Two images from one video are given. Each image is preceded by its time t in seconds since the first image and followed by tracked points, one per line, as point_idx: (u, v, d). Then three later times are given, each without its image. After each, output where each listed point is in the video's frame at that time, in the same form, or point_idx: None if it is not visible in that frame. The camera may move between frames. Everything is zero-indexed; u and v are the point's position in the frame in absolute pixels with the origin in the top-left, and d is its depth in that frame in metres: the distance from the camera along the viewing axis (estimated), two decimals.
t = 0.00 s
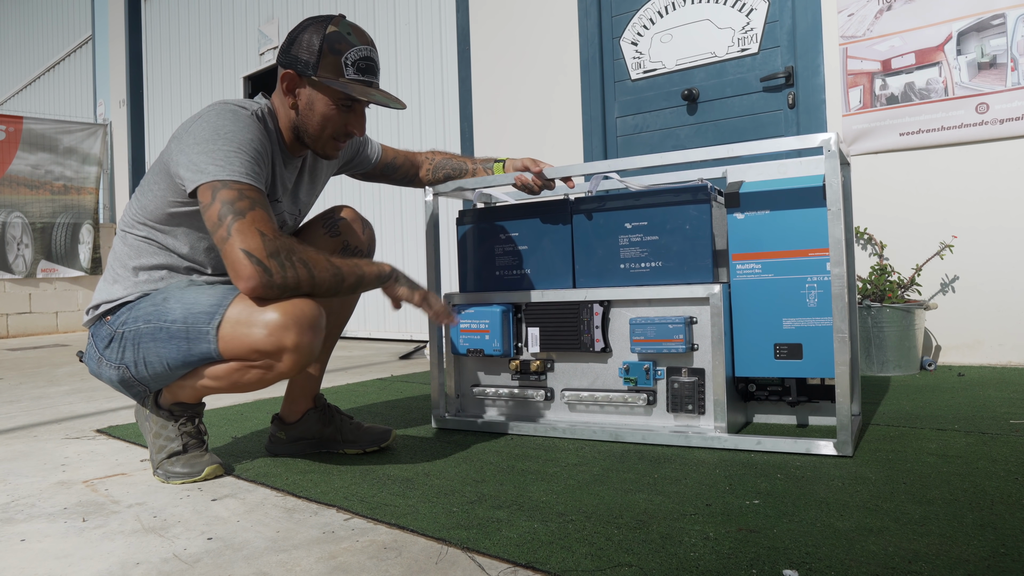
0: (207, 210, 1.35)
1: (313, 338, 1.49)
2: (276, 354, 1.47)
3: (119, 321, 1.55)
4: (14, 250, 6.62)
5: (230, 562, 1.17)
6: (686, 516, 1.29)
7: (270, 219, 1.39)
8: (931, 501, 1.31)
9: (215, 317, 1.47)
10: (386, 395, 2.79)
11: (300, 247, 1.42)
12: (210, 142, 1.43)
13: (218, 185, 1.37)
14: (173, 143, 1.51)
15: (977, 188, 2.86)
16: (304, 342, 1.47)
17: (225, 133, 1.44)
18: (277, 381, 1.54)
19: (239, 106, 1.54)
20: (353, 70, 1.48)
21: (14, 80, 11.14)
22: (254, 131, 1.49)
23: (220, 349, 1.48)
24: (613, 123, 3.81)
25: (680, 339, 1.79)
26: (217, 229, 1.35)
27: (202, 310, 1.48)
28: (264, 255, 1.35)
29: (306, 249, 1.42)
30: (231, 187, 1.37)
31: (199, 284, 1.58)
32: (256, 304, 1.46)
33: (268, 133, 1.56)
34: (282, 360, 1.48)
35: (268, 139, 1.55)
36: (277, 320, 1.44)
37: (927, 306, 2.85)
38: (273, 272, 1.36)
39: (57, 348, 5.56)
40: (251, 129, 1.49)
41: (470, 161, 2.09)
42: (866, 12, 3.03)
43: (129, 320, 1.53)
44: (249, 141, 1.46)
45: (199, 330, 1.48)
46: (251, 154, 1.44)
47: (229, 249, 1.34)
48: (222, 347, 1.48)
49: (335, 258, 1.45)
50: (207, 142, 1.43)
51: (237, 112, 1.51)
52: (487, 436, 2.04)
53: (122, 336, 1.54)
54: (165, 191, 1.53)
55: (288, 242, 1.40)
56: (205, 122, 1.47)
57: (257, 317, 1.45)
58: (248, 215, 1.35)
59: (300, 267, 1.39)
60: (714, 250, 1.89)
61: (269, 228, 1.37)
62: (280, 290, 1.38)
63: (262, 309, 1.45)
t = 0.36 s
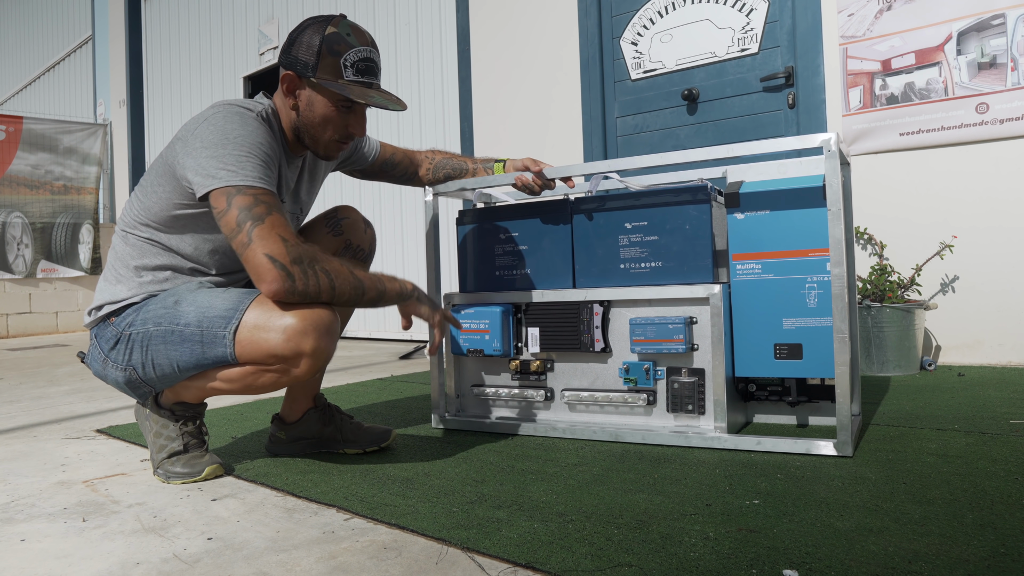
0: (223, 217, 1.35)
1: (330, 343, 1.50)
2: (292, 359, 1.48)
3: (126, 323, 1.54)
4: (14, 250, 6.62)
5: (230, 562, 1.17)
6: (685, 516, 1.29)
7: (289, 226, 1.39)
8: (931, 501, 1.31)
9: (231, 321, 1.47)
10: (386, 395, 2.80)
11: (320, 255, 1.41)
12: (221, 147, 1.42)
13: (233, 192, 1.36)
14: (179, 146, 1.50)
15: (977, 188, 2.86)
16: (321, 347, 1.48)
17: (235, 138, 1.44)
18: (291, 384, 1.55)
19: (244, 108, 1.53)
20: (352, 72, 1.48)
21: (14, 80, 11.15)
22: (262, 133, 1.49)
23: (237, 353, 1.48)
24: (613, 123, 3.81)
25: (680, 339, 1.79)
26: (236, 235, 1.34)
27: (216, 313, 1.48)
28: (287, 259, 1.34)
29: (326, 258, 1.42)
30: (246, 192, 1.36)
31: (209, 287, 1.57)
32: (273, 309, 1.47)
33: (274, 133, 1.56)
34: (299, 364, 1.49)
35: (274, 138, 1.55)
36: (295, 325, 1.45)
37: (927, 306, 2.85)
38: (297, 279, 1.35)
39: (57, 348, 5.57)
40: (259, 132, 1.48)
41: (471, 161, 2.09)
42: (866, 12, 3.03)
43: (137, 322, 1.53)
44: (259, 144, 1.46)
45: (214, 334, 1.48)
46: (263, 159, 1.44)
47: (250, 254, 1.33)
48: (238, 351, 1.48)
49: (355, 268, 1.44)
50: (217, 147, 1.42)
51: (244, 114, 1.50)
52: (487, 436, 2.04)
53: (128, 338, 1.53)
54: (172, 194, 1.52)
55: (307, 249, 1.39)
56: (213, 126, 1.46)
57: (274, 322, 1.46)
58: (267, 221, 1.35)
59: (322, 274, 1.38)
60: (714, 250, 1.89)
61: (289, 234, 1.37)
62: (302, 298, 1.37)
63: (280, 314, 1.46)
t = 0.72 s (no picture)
0: (295, 219, 1.34)
1: (323, 342, 1.52)
2: (286, 360, 1.49)
3: (119, 326, 1.54)
4: (14, 250, 6.63)
5: (231, 562, 1.17)
6: (685, 516, 1.29)
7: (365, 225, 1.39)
8: (931, 501, 1.31)
9: (224, 323, 1.47)
10: (386, 395, 2.80)
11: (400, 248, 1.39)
12: (265, 151, 1.41)
13: (297, 195, 1.37)
14: (206, 148, 1.47)
15: (977, 188, 2.86)
16: (314, 347, 1.50)
17: (274, 140, 1.42)
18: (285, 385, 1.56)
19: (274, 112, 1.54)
20: (355, 73, 1.48)
21: (14, 80, 11.15)
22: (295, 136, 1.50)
23: (230, 355, 1.49)
24: (613, 123, 3.81)
25: (680, 339, 1.79)
26: (317, 233, 1.34)
27: (208, 315, 1.48)
28: (377, 249, 1.35)
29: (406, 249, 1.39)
30: (310, 194, 1.37)
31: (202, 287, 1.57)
32: (266, 309, 1.48)
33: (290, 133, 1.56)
34: (293, 365, 1.50)
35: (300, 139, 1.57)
36: (287, 325, 1.47)
37: (927, 306, 2.85)
38: (379, 267, 1.33)
39: (58, 348, 5.57)
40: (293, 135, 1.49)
41: (470, 161, 2.09)
42: (866, 12, 3.03)
43: (130, 324, 1.53)
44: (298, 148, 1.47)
45: (206, 336, 1.48)
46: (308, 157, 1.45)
47: (337, 248, 1.34)
48: (232, 352, 1.49)
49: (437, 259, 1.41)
50: (261, 150, 1.41)
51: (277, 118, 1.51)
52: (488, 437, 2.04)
53: (122, 341, 1.53)
54: (193, 197, 1.50)
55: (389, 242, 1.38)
56: (246, 129, 1.44)
57: (266, 322, 1.47)
58: (343, 217, 1.37)
59: (414, 265, 1.36)
60: (714, 250, 1.89)
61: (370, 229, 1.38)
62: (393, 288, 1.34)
63: (272, 314, 1.48)
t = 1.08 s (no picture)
0: (259, 204, 1.30)
1: (337, 345, 1.52)
2: (300, 362, 1.49)
3: (128, 324, 1.54)
4: (14, 250, 6.63)
5: (231, 562, 1.17)
6: (685, 516, 1.29)
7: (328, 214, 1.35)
8: (931, 501, 1.31)
9: (238, 324, 1.48)
10: (386, 395, 2.80)
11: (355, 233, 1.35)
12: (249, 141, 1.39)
13: (269, 180, 1.33)
14: (200, 142, 1.48)
15: (977, 188, 2.86)
16: (329, 350, 1.50)
17: (264, 133, 1.41)
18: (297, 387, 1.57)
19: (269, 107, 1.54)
20: (347, 60, 1.46)
21: (14, 80, 11.15)
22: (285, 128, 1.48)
23: (244, 356, 1.49)
24: (613, 123, 3.81)
25: (680, 339, 1.79)
26: (274, 221, 1.29)
27: (222, 315, 1.48)
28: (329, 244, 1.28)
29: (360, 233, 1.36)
30: (282, 181, 1.33)
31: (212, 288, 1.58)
32: (281, 311, 1.48)
33: (287, 128, 1.55)
34: (307, 367, 1.51)
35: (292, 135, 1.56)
36: (303, 327, 1.47)
37: (927, 306, 2.85)
38: (336, 253, 1.27)
39: (58, 347, 5.57)
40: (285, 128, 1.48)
41: (470, 160, 2.09)
42: (866, 12, 3.03)
43: (140, 322, 1.52)
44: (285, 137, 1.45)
45: (220, 337, 1.48)
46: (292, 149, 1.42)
47: (289, 239, 1.27)
48: (245, 353, 1.49)
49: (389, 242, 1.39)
50: (246, 141, 1.39)
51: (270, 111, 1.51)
52: (488, 436, 2.04)
53: (131, 339, 1.53)
54: (188, 192, 1.51)
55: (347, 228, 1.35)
56: (239, 122, 1.44)
57: (282, 324, 1.47)
58: (304, 207, 1.31)
59: (366, 259, 1.30)
60: (714, 250, 1.89)
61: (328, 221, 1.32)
62: (348, 273, 1.28)
63: (288, 317, 1.48)
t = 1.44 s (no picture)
0: (185, 205, 1.37)
1: (312, 339, 1.51)
2: (276, 357, 1.48)
3: (116, 324, 1.54)
4: (14, 250, 6.62)
5: (231, 562, 1.17)
6: (686, 516, 1.29)
7: (246, 223, 1.42)
8: (931, 501, 1.31)
9: (213, 321, 1.48)
10: (386, 395, 2.80)
11: (261, 247, 1.43)
12: (203, 143, 1.44)
13: (201, 184, 1.38)
14: (172, 143, 1.52)
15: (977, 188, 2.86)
16: (303, 344, 1.49)
17: (222, 134, 1.45)
18: (276, 382, 1.55)
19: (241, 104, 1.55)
20: (321, 42, 1.47)
21: (14, 80, 11.15)
22: (253, 132, 1.50)
23: (221, 352, 1.49)
24: (614, 123, 3.81)
25: (680, 339, 1.79)
26: (190, 225, 1.37)
27: (199, 313, 1.49)
28: (224, 260, 1.36)
29: (266, 247, 1.44)
30: (212, 188, 1.38)
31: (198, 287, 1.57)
32: (255, 306, 1.47)
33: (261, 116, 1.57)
34: (282, 362, 1.49)
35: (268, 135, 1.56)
36: (278, 322, 1.45)
37: (927, 306, 2.85)
38: (232, 277, 1.37)
39: (58, 348, 5.57)
40: (251, 130, 1.50)
41: (470, 160, 2.09)
42: (866, 12, 3.03)
43: (127, 323, 1.52)
44: (248, 144, 1.47)
45: (198, 334, 1.48)
46: (243, 152, 1.45)
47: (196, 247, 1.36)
48: (222, 349, 1.49)
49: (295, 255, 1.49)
50: (200, 142, 1.44)
51: (239, 111, 1.52)
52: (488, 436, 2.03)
53: (119, 339, 1.53)
54: (165, 194, 1.53)
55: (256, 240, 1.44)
56: (204, 122, 1.48)
57: (256, 319, 1.46)
58: (219, 218, 1.37)
59: (259, 272, 1.41)
60: (714, 250, 1.89)
61: (239, 233, 1.39)
62: (238, 294, 1.41)
63: (261, 311, 1.46)
